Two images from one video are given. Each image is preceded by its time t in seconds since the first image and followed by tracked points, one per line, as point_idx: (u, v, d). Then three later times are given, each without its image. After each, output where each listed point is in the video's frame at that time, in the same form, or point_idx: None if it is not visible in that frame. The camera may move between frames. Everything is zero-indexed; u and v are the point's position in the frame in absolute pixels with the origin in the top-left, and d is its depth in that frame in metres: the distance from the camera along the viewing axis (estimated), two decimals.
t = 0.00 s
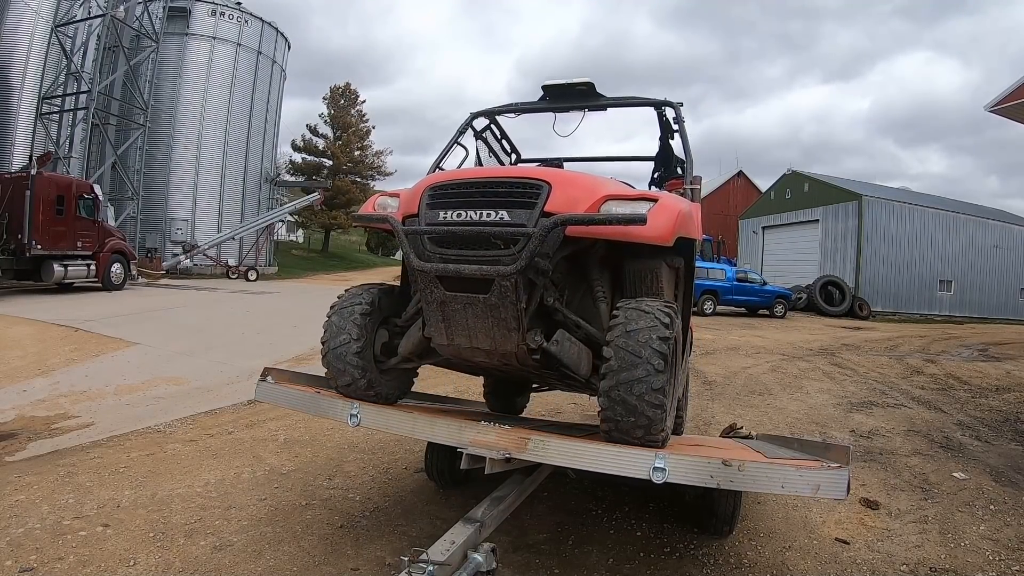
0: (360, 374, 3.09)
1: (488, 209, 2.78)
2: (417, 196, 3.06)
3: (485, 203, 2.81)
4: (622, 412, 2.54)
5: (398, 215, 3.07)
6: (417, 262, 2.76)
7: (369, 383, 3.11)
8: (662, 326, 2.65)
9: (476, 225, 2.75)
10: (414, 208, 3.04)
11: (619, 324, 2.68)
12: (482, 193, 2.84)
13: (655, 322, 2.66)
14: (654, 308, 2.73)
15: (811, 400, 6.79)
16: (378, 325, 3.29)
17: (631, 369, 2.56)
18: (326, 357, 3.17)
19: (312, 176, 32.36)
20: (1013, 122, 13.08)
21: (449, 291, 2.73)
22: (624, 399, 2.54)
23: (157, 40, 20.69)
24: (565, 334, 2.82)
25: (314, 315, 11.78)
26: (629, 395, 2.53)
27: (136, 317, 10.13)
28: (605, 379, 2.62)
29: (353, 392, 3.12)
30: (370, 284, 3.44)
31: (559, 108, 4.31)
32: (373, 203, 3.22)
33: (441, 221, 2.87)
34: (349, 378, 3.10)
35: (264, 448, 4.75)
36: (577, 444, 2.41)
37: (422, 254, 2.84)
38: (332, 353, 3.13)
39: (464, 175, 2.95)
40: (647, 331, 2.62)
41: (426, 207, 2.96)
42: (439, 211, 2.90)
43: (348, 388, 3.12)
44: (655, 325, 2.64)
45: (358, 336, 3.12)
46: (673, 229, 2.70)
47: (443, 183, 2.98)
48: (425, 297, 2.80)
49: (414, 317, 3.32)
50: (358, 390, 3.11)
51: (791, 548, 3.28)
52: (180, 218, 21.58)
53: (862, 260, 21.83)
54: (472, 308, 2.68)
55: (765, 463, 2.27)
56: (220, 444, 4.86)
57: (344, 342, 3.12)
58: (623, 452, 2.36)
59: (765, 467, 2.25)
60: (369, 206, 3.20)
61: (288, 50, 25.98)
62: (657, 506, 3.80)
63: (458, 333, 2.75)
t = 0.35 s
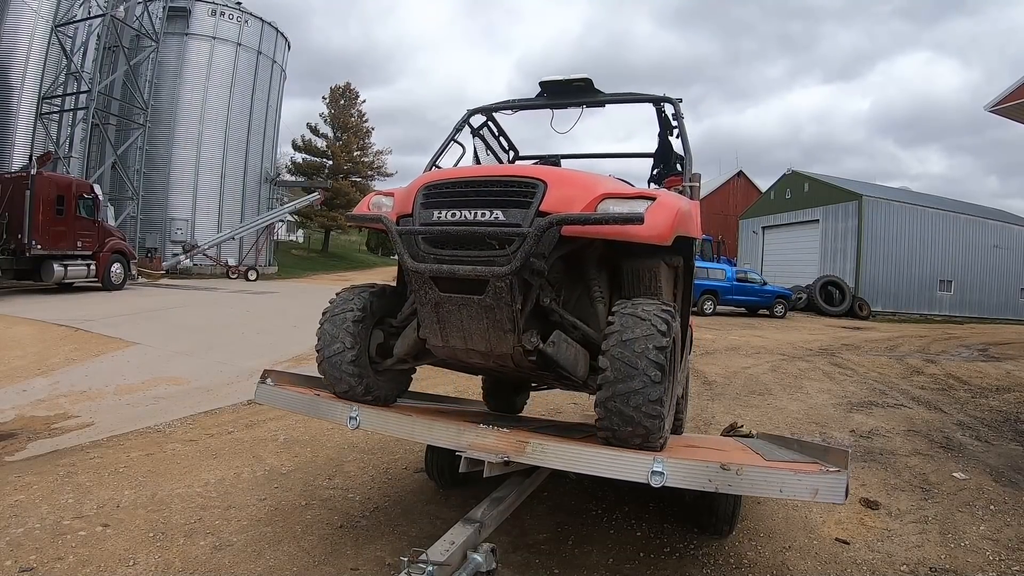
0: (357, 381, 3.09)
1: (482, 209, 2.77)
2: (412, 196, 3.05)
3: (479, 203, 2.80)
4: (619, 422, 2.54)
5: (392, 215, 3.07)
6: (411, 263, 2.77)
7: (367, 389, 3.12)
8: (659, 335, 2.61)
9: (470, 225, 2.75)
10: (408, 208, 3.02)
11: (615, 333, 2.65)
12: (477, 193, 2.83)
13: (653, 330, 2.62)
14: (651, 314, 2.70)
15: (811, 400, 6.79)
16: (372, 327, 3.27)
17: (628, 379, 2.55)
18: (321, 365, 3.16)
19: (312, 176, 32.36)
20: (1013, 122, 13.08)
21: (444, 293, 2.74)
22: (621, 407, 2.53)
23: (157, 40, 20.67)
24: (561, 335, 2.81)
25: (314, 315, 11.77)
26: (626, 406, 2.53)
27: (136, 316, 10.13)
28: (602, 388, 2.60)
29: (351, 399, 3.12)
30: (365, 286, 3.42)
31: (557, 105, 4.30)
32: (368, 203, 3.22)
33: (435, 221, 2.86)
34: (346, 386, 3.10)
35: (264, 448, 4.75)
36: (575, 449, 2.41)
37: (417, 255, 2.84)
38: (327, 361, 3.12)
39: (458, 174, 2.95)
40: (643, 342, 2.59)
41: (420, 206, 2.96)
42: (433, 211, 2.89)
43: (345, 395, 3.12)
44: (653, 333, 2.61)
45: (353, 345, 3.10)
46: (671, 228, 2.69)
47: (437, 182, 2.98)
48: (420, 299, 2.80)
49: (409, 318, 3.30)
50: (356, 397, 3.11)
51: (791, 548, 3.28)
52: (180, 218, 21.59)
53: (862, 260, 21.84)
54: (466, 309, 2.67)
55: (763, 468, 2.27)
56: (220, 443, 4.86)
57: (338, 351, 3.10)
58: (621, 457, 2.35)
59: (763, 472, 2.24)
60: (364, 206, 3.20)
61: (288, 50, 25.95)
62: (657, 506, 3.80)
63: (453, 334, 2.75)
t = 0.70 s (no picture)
0: (354, 400, 3.10)
1: (473, 229, 2.74)
2: (401, 212, 3.02)
3: (469, 223, 2.77)
4: (613, 444, 2.55)
5: (382, 234, 3.05)
6: (401, 285, 2.78)
7: (364, 405, 3.14)
8: (654, 358, 2.59)
9: (461, 246, 2.73)
10: (398, 225, 3.00)
11: (609, 356, 2.64)
12: (467, 212, 2.79)
13: (647, 353, 2.60)
14: (646, 335, 2.67)
15: (811, 400, 6.79)
16: (369, 341, 3.25)
17: (621, 405, 2.55)
18: (318, 383, 3.16)
19: (312, 175, 32.36)
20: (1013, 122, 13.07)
21: (437, 314, 2.77)
22: (615, 431, 2.53)
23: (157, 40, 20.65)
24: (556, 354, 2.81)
25: (314, 315, 11.77)
26: (621, 429, 2.53)
27: (136, 317, 10.12)
28: (596, 413, 2.61)
29: (348, 415, 3.15)
30: (359, 300, 3.38)
31: (553, 101, 4.13)
32: (359, 219, 3.21)
33: (425, 240, 2.84)
34: (344, 404, 3.11)
35: (263, 448, 4.75)
36: (570, 473, 2.41)
37: (409, 276, 2.84)
38: (324, 378, 3.13)
39: (448, 190, 2.90)
40: (638, 365, 2.57)
41: (410, 225, 2.93)
42: (423, 230, 2.87)
43: (343, 411, 3.13)
44: (647, 357, 2.59)
45: (348, 363, 3.10)
46: (669, 242, 2.63)
47: (427, 199, 2.94)
48: (413, 320, 2.83)
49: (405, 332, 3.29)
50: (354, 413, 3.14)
51: (791, 549, 3.27)
52: (180, 218, 21.59)
53: (862, 260, 21.84)
54: (459, 331, 2.70)
55: (757, 494, 2.25)
56: (219, 443, 4.86)
57: (334, 369, 3.10)
58: (614, 482, 2.35)
59: (758, 500, 2.21)
60: (354, 223, 3.18)
61: (288, 50, 25.93)
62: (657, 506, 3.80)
63: (447, 355, 2.79)
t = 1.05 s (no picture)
0: (348, 439, 3.09)
1: (451, 280, 2.62)
2: (376, 254, 2.88)
3: (448, 272, 2.64)
4: (604, 496, 2.51)
5: (358, 277, 2.91)
6: (383, 339, 2.71)
7: (359, 443, 3.12)
8: (645, 414, 2.52)
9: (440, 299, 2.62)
10: (374, 269, 2.86)
11: (599, 411, 2.57)
12: (445, 260, 2.66)
13: (639, 409, 2.53)
14: (638, 387, 2.58)
15: (811, 399, 6.79)
16: (357, 377, 3.20)
17: (611, 463, 2.48)
18: (313, 425, 3.15)
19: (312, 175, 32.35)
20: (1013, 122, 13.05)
21: (421, 366, 2.71)
22: (607, 486, 2.48)
23: (157, 40, 20.64)
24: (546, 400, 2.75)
25: (315, 315, 11.77)
26: (610, 484, 2.48)
27: (136, 317, 10.12)
28: (587, 467, 2.56)
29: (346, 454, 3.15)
30: (344, 335, 3.30)
31: (539, 92, 4.04)
32: (337, 257, 3.09)
33: (402, 290, 2.72)
34: (340, 444, 3.11)
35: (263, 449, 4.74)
36: (561, 525, 2.42)
37: (389, 328, 2.75)
38: (317, 421, 3.11)
39: (423, 232, 2.75)
40: (628, 423, 2.51)
41: (386, 270, 2.79)
42: (399, 278, 2.73)
43: (340, 450, 3.13)
44: (638, 413, 2.52)
45: (338, 407, 3.06)
46: (661, 283, 2.49)
47: (401, 241, 2.79)
48: (398, 370, 2.77)
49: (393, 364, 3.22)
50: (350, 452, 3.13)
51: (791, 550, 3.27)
52: (180, 218, 21.59)
53: (862, 260, 21.83)
54: (444, 385, 2.66)
55: (746, 550, 2.22)
56: (219, 443, 4.85)
57: (325, 413, 3.07)
58: (605, 533, 2.36)
59: (745, 556, 2.20)
60: (331, 264, 3.07)
61: (288, 50, 25.91)
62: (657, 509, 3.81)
63: (435, 405, 2.75)
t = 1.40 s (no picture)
0: (345, 446, 3.07)
1: (436, 301, 2.58)
2: (356, 271, 2.81)
3: (433, 293, 2.60)
4: (602, 505, 2.50)
5: (341, 296, 2.86)
6: (369, 363, 2.70)
7: (356, 450, 3.11)
8: (642, 427, 2.49)
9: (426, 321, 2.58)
10: (355, 288, 2.80)
11: (595, 424, 2.53)
12: (429, 280, 2.61)
13: (634, 423, 2.49)
14: (635, 399, 2.54)
15: (812, 393, 6.79)
16: (349, 385, 3.15)
17: (609, 476, 2.45)
18: (308, 434, 3.11)
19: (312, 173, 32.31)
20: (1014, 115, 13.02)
21: (409, 387, 2.70)
22: (604, 497, 2.47)
23: (155, 38, 20.61)
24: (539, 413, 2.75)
25: (315, 312, 11.77)
26: (607, 496, 2.47)
27: (136, 314, 10.11)
28: (585, 477, 2.54)
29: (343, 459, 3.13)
30: (331, 342, 3.22)
31: (526, 79, 4.02)
32: (319, 273, 3.04)
33: (386, 311, 2.67)
34: (336, 452, 3.09)
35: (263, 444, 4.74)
36: (559, 528, 2.43)
37: (376, 349, 2.73)
38: (311, 430, 3.07)
39: (405, 249, 2.69)
40: (625, 437, 2.47)
41: (368, 290, 2.73)
42: (381, 299, 2.69)
43: (337, 455, 3.12)
44: (634, 427, 2.48)
45: (330, 418, 3.01)
46: (651, 301, 2.48)
47: (383, 260, 2.73)
48: (387, 390, 2.77)
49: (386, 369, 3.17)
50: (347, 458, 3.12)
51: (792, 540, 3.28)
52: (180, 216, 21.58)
53: (862, 255, 21.82)
54: (434, 405, 2.65)
55: (746, 553, 2.22)
56: (219, 438, 4.85)
57: (319, 424, 3.03)
58: (604, 538, 2.37)
59: (745, 560, 2.19)
60: (314, 281, 3.01)
61: (287, 47, 25.86)
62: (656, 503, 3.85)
63: (426, 422, 2.75)
